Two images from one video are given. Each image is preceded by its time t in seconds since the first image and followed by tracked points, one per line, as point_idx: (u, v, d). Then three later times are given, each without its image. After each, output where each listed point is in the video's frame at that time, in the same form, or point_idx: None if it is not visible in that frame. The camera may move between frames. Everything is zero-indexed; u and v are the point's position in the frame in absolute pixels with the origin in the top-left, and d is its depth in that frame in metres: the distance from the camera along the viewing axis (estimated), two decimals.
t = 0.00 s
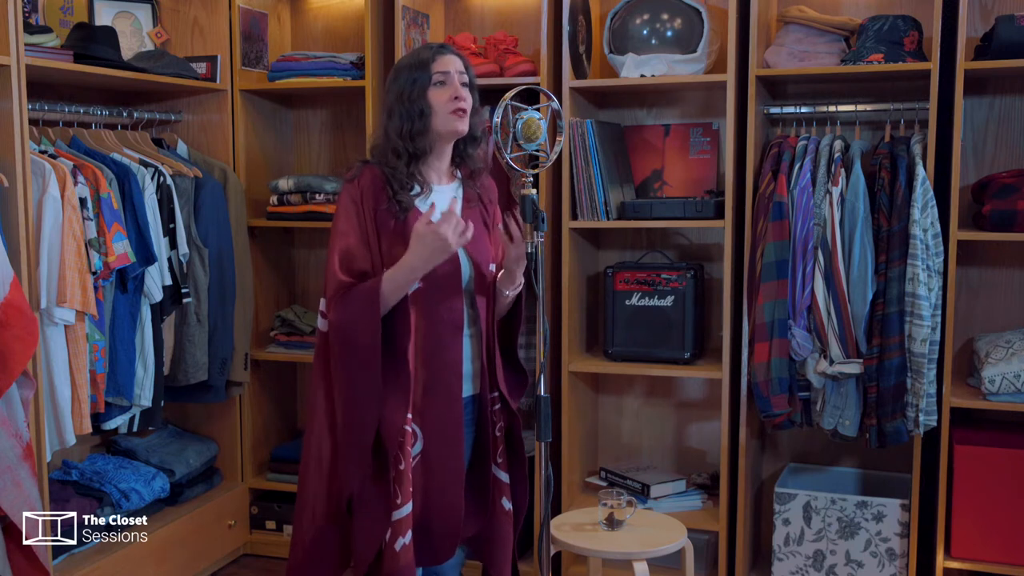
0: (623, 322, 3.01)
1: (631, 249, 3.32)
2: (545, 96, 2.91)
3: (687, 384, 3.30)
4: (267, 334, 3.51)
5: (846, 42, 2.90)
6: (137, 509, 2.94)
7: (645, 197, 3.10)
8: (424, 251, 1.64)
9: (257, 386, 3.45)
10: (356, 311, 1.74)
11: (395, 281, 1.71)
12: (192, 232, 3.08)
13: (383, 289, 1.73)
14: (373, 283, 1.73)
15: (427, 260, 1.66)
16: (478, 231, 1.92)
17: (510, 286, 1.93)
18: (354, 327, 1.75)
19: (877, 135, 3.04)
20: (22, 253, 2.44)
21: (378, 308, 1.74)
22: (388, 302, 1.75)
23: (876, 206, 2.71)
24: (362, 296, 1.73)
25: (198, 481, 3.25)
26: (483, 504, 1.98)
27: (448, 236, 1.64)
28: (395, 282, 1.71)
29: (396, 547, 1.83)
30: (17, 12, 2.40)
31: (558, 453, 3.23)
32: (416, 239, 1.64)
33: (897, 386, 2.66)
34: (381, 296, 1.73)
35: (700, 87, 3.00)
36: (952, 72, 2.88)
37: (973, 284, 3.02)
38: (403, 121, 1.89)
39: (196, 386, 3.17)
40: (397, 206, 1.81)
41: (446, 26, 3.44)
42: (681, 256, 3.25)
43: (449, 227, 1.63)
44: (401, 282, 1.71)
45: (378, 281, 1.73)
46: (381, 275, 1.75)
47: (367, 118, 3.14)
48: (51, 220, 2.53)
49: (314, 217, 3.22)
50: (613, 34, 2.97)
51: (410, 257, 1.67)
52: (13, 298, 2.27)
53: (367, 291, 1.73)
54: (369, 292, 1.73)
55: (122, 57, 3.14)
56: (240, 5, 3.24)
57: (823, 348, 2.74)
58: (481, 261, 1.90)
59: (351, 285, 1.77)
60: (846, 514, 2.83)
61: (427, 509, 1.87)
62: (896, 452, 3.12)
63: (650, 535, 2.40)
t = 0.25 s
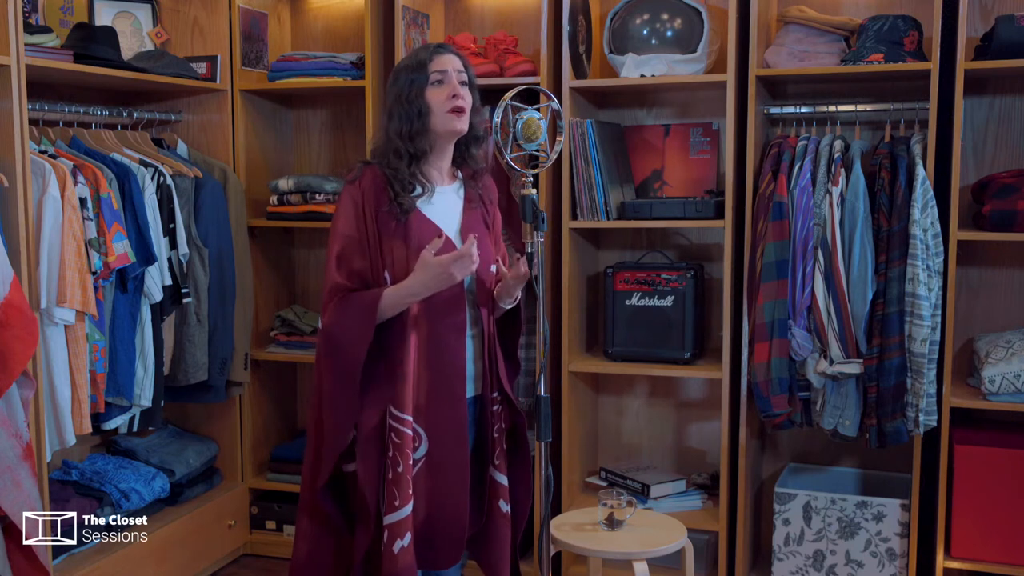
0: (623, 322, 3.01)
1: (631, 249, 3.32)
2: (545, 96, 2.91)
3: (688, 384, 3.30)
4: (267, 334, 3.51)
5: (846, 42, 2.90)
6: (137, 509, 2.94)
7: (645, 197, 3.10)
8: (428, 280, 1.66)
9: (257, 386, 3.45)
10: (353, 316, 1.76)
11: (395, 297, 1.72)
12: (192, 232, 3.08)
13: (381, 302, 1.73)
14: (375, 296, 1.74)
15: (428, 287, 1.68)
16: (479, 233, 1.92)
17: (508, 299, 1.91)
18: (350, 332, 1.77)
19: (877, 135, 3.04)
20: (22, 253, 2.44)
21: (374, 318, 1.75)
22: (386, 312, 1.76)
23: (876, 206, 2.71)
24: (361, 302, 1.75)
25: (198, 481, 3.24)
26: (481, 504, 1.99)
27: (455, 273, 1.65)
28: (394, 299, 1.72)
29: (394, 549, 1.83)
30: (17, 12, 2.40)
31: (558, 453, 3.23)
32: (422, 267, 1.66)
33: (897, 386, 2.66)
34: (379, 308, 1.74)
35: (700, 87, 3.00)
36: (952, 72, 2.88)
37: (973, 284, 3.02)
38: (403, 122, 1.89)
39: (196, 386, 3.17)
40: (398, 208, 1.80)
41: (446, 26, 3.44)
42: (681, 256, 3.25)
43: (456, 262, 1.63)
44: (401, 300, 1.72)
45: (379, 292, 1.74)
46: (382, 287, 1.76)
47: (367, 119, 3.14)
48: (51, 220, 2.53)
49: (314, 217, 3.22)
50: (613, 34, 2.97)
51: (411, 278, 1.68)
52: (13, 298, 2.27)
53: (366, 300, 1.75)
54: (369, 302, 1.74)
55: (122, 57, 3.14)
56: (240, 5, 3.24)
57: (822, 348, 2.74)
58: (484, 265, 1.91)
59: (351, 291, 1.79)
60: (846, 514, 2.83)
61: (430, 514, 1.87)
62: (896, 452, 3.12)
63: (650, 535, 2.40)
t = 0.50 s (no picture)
0: (623, 322, 3.01)
1: (631, 249, 3.32)
2: (545, 95, 2.91)
3: (688, 384, 3.30)
4: (267, 334, 3.51)
5: (846, 42, 2.90)
6: (137, 509, 2.94)
7: (645, 197, 3.10)
8: (422, 275, 1.62)
9: (257, 386, 3.45)
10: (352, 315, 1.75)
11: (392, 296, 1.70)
12: (192, 233, 3.08)
13: (379, 302, 1.72)
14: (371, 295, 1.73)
15: (423, 282, 1.64)
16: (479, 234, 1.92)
17: (521, 295, 1.96)
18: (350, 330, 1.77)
19: (877, 135, 3.04)
20: (22, 253, 2.44)
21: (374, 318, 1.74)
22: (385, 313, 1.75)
23: (876, 206, 2.71)
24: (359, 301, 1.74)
25: (198, 481, 3.25)
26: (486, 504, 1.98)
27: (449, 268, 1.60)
28: (390, 299, 1.70)
29: (395, 549, 1.84)
30: (18, 12, 2.41)
31: (558, 453, 3.23)
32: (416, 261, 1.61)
33: (897, 385, 2.66)
34: (377, 309, 1.73)
35: (700, 87, 3.00)
36: (951, 72, 2.88)
37: (973, 284, 3.02)
38: (404, 122, 1.88)
39: (196, 386, 3.17)
40: (399, 208, 1.80)
41: (446, 26, 3.44)
42: (681, 256, 3.25)
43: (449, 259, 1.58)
44: (397, 301, 1.70)
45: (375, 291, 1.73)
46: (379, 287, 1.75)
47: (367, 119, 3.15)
48: (51, 220, 2.53)
49: (314, 218, 3.23)
50: (613, 34, 2.97)
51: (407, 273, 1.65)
52: (13, 298, 2.27)
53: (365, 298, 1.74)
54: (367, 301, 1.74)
55: (122, 57, 3.14)
56: (240, 5, 3.24)
57: (822, 348, 2.74)
58: (483, 265, 1.91)
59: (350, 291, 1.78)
60: (846, 514, 2.83)
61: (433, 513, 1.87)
62: (897, 452, 3.11)
63: (650, 535, 2.40)
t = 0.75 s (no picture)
0: (623, 322, 3.01)
1: (631, 249, 3.32)
2: (545, 95, 2.91)
3: (687, 384, 3.30)
4: (267, 334, 3.51)
5: (846, 42, 2.90)
6: (137, 508, 2.94)
7: (645, 197, 3.10)
8: (418, 238, 1.60)
9: (257, 386, 3.45)
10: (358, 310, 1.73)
11: (395, 276, 1.69)
12: (192, 233, 3.08)
13: (383, 284, 1.71)
14: (373, 281, 1.71)
15: (422, 247, 1.61)
16: (480, 233, 1.91)
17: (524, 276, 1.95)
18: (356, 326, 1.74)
19: (877, 135, 3.04)
20: (22, 253, 2.44)
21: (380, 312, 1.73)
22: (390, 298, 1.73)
23: (876, 206, 2.72)
24: (362, 297, 1.72)
25: (198, 481, 3.25)
26: (488, 505, 1.97)
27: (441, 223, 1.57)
28: (393, 278, 1.69)
29: (405, 549, 1.83)
30: (17, 12, 2.40)
31: (558, 453, 3.23)
32: (410, 225, 1.58)
33: (897, 386, 2.66)
34: (381, 294, 1.71)
35: (700, 87, 3.00)
36: (952, 72, 2.88)
37: (973, 284, 3.02)
38: (402, 124, 1.89)
39: (196, 386, 3.17)
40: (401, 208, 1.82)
41: (446, 26, 3.44)
42: (681, 256, 3.25)
43: (442, 212, 1.55)
44: (400, 277, 1.69)
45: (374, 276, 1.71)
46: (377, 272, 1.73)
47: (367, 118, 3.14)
48: (51, 220, 2.53)
49: (314, 217, 3.23)
50: (613, 34, 2.97)
51: (405, 244, 1.62)
52: (13, 298, 2.27)
53: (368, 293, 1.71)
54: (370, 291, 1.71)
55: (122, 57, 3.14)
56: (240, 5, 3.24)
57: (822, 348, 2.74)
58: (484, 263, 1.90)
59: (352, 285, 1.76)
60: (846, 514, 2.83)
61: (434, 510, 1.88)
62: (896, 452, 3.12)
63: (650, 535, 2.40)
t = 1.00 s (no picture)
0: (623, 322, 3.01)
1: (631, 249, 3.32)
2: (545, 95, 2.91)
3: (687, 384, 3.30)
4: (267, 334, 3.51)
5: (846, 42, 2.90)
6: (137, 508, 2.94)
7: (645, 197, 3.10)
8: (415, 222, 1.61)
9: (257, 386, 3.45)
10: (362, 305, 1.73)
11: (395, 266, 1.70)
12: (192, 233, 3.08)
13: (384, 274, 1.71)
14: (374, 271, 1.71)
15: (420, 232, 1.63)
16: (479, 231, 1.91)
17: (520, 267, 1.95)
18: (361, 322, 1.74)
19: (877, 135, 3.04)
20: (22, 253, 2.44)
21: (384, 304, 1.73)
22: (392, 289, 1.74)
23: (876, 206, 2.71)
24: (366, 291, 1.72)
25: (198, 481, 3.24)
26: (487, 505, 1.97)
27: (436, 203, 1.60)
28: (393, 266, 1.70)
29: (426, 546, 1.83)
30: (17, 12, 2.41)
31: (558, 453, 3.23)
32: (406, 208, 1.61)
33: (897, 386, 2.66)
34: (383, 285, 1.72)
35: (700, 87, 3.00)
36: (952, 72, 2.88)
37: (973, 284, 3.02)
38: (400, 125, 1.90)
39: (196, 386, 3.16)
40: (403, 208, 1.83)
41: (446, 26, 3.44)
42: (681, 256, 3.25)
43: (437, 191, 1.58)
44: (400, 265, 1.69)
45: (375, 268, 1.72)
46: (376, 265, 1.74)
47: (367, 118, 3.14)
48: (51, 221, 2.53)
49: (314, 217, 3.23)
50: (613, 34, 2.97)
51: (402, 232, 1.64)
52: (13, 298, 2.27)
53: (370, 285, 1.72)
54: (372, 282, 1.72)
55: (122, 57, 3.14)
56: (240, 5, 3.24)
57: (822, 348, 2.74)
58: (482, 260, 1.91)
59: (353, 281, 1.76)
60: (846, 514, 2.83)
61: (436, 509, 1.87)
62: (896, 452, 3.11)
63: (650, 535, 2.40)
